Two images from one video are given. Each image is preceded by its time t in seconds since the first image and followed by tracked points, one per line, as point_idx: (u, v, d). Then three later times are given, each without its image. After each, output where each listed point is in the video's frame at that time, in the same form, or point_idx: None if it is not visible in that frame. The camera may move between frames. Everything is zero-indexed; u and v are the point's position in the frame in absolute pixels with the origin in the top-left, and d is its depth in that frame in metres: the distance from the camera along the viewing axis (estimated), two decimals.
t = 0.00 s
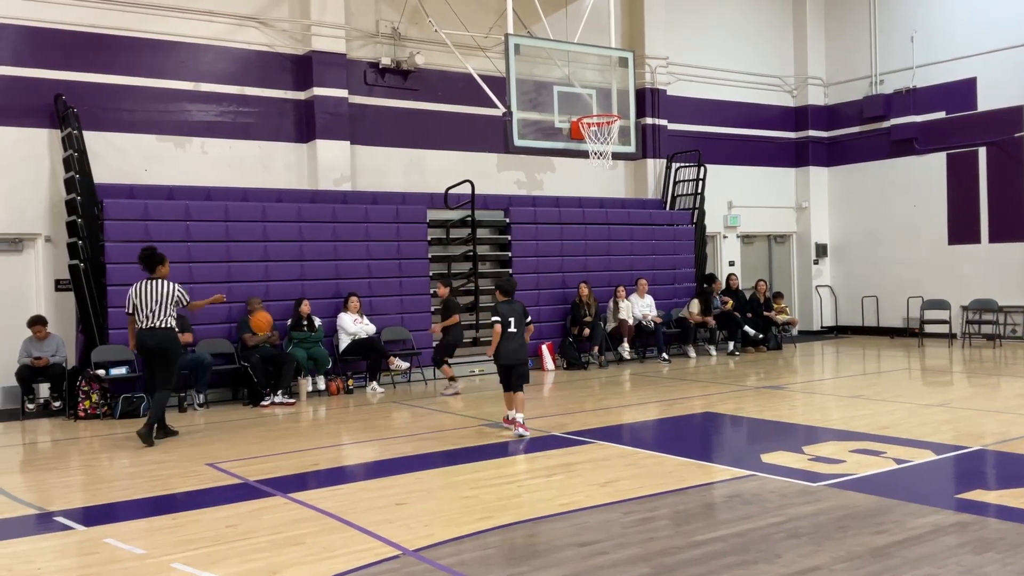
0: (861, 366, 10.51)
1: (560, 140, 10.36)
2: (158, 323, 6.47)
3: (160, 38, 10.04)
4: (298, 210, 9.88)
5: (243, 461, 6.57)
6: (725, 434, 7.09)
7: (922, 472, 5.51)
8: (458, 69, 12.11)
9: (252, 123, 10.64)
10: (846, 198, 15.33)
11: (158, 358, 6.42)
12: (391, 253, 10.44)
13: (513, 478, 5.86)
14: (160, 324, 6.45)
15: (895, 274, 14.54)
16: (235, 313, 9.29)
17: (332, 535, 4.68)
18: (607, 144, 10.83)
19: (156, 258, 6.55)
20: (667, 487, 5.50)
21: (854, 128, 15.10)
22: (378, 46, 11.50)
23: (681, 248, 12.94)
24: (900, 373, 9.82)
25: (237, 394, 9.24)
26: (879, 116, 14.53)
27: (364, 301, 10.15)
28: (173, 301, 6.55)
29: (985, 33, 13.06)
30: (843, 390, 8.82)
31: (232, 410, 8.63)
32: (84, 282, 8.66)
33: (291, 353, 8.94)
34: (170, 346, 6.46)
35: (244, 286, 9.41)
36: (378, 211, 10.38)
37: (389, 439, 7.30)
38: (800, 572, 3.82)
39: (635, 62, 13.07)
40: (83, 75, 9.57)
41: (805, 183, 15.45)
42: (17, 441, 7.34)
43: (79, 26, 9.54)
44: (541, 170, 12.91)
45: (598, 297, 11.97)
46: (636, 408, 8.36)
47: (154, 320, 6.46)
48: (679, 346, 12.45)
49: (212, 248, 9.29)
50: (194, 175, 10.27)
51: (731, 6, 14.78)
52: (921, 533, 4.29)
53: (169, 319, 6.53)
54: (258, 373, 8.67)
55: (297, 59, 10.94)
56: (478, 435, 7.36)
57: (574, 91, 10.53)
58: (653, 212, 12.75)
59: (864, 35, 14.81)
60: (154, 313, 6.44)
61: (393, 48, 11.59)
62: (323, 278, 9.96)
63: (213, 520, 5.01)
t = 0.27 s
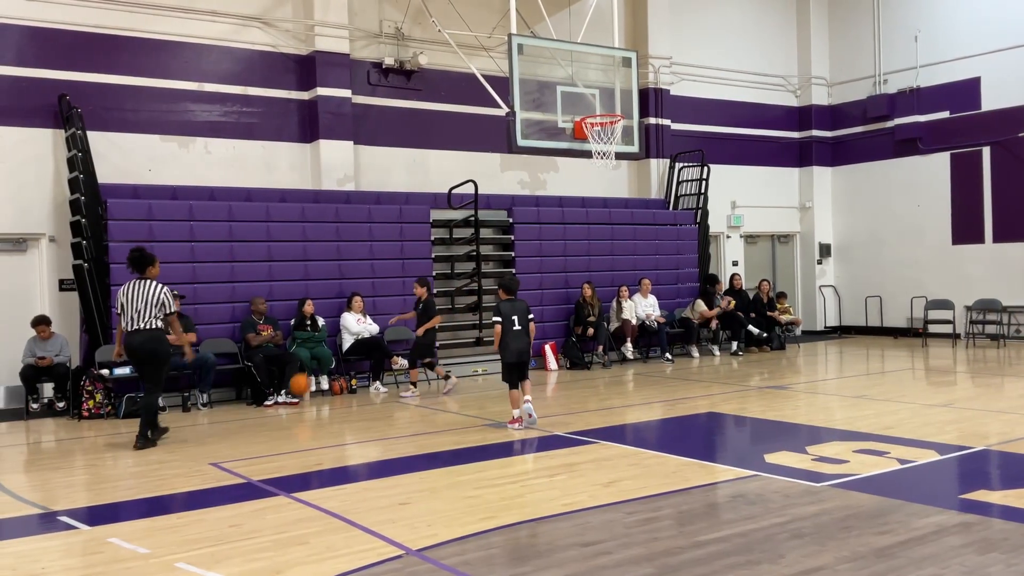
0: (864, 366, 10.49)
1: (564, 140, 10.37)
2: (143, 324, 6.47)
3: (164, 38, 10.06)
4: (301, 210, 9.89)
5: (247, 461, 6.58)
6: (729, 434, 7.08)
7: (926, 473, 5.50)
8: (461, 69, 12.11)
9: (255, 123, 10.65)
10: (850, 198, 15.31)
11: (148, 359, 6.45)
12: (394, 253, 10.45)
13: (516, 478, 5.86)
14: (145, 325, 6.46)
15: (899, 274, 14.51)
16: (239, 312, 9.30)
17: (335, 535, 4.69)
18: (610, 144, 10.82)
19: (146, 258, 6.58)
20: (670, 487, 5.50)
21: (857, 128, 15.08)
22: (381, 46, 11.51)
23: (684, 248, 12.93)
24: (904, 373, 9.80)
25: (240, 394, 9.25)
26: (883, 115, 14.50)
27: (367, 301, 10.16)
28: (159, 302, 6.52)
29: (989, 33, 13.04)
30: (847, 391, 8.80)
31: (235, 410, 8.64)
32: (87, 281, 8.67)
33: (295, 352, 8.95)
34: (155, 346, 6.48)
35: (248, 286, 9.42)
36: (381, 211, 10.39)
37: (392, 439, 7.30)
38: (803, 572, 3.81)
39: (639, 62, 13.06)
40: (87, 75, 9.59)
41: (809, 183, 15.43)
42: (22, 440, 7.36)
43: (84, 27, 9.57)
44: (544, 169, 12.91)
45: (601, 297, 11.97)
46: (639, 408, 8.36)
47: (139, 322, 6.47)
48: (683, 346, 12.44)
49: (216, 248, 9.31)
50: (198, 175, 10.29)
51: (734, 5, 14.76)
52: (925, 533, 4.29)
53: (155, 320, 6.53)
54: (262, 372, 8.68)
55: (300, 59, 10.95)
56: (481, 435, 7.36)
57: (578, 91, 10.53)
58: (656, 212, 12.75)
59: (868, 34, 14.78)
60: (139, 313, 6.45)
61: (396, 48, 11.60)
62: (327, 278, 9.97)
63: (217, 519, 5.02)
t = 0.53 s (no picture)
0: (866, 366, 10.48)
1: (565, 140, 10.37)
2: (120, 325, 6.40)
3: (166, 38, 10.06)
4: (302, 210, 9.90)
5: (248, 460, 6.58)
6: (730, 434, 7.08)
7: (928, 473, 5.49)
8: (462, 69, 12.11)
9: (256, 122, 10.65)
10: (851, 198, 15.30)
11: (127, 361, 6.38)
12: (395, 252, 10.45)
13: (517, 478, 5.86)
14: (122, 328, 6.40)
15: (901, 274, 14.51)
16: (240, 312, 9.31)
17: (335, 534, 4.69)
18: (611, 144, 10.80)
19: (130, 258, 6.55)
20: (670, 487, 5.49)
21: (859, 128, 15.08)
22: (382, 46, 11.52)
23: (685, 248, 12.92)
24: (905, 373, 9.79)
25: (241, 394, 9.26)
26: (885, 115, 14.49)
27: (368, 301, 10.17)
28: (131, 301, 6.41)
29: (990, 32, 13.02)
30: (848, 391, 8.80)
31: (236, 410, 8.64)
32: (88, 281, 8.67)
33: (296, 352, 8.95)
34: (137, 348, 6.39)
35: (248, 286, 9.43)
36: (383, 211, 10.40)
37: (393, 438, 7.29)
38: (804, 573, 3.81)
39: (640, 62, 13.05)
40: (90, 75, 9.60)
41: (810, 183, 15.43)
42: (22, 440, 7.36)
43: (85, 26, 9.57)
44: (545, 169, 12.90)
45: (602, 297, 11.97)
46: (640, 408, 8.35)
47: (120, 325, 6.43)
48: (683, 346, 12.44)
49: (217, 248, 9.32)
50: (199, 174, 10.29)
51: (735, 5, 14.75)
52: (926, 534, 4.28)
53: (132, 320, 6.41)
54: (263, 372, 8.68)
55: (302, 59, 10.95)
56: (482, 435, 7.36)
57: (579, 91, 10.53)
58: (657, 212, 12.75)
59: (869, 34, 14.77)
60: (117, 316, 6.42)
61: (397, 48, 11.60)
62: (328, 278, 9.97)
63: (217, 519, 5.02)
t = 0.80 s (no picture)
0: (863, 366, 10.49)
1: (563, 140, 10.37)
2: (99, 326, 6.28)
3: (164, 38, 10.05)
4: (300, 209, 9.90)
5: (246, 460, 6.58)
6: (728, 433, 7.08)
7: (925, 472, 5.50)
8: (460, 69, 12.11)
9: (254, 122, 10.64)
10: (848, 197, 15.32)
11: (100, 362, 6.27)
12: (393, 252, 10.45)
13: (514, 478, 5.86)
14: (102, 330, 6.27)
15: (898, 273, 14.53)
16: (238, 312, 9.30)
17: (333, 533, 4.69)
18: (609, 144, 10.81)
19: (108, 259, 6.51)
20: (668, 486, 5.50)
21: (856, 128, 15.10)
22: (380, 46, 11.51)
23: (683, 248, 12.94)
24: (902, 373, 9.80)
25: (239, 394, 9.27)
26: (882, 115, 14.51)
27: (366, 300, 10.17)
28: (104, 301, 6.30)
29: (988, 32, 13.04)
30: (845, 390, 8.81)
31: (234, 409, 8.64)
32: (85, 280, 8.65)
33: (294, 352, 8.95)
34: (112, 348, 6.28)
35: (247, 286, 9.43)
36: (381, 211, 10.39)
37: (391, 438, 7.29)
38: (801, 572, 3.82)
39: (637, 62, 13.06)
40: (88, 74, 9.60)
41: (808, 183, 15.44)
42: (20, 440, 7.35)
43: (84, 26, 9.56)
44: (543, 169, 12.90)
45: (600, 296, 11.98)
46: (638, 408, 8.36)
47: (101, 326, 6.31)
48: (681, 345, 12.45)
49: (214, 248, 9.31)
50: (197, 174, 10.28)
51: (733, 5, 14.76)
52: (923, 533, 4.29)
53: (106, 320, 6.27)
54: (261, 372, 8.70)
55: (299, 58, 10.95)
56: (480, 435, 7.36)
57: (577, 91, 10.53)
58: (655, 211, 12.75)
59: (867, 34, 14.79)
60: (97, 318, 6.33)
61: (395, 47, 11.60)
62: (326, 277, 9.97)
63: (215, 519, 5.02)
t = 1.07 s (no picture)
0: (856, 365, 10.52)
1: (556, 139, 10.36)
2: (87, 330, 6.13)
3: (157, 37, 10.03)
4: (293, 209, 9.87)
5: (239, 460, 6.57)
6: (721, 433, 7.10)
7: (917, 471, 5.52)
8: (453, 68, 12.10)
9: (248, 121, 10.62)
10: (841, 197, 15.36)
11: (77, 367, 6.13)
12: (387, 252, 10.43)
13: (508, 477, 5.86)
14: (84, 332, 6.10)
15: (891, 273, 14.57)
16: (231, 312, 9.28)
17: (326, 533, 4.68)
18: (602, 143, 10.81)
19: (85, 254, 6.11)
20: (661, 485, 5.50)
21: (849, 127, 15.13)
22: (373, 45, 11.49)
23: (676, 248, 12.95)
24: (895, 372, 9.83)
25: (233, 394, 9.24)
26: (875, 115, 14.55)
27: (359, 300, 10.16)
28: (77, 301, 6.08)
29: (980, 31, 13.10)
30: (837, 389, 8.83)
31: (227, 409, 8.61)
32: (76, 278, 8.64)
33: (287, 352, 8.93)
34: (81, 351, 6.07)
35: (240, 285, 9.40)
36: (374, 210, 10.38)
37: (385, 438, 7.28)
38: (795, 571, 3.82)
39: (631, 62, 13.08)
40: (81, 73, 9.56)
41: (801, 183, 15.47)
42: (12, 440, 7.32)
43: (77, 25, 9.53)
44: (536, 168, 12.90)
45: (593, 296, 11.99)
46: (631, 407, 8.37)
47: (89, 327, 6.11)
48: (675, 345, 12.47)
49: (207, 247, 9.29)
50: (190, 173, 10.25)
51: (726, 4, 14.78)
52: (915, 532, 4.30)
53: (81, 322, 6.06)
54: (254, 371, 8.68)
55: (293, 58, 10.92)
56: (474, 434, 7.36)
57: (570, 90, 10.54)
58: (649, 211, 12.76)
59: (860, 34, 14.83)
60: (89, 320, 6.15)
61: (388, 47, 11.58)
62: (319, 277, 9.96)
63: (208, 519, 5.00)
